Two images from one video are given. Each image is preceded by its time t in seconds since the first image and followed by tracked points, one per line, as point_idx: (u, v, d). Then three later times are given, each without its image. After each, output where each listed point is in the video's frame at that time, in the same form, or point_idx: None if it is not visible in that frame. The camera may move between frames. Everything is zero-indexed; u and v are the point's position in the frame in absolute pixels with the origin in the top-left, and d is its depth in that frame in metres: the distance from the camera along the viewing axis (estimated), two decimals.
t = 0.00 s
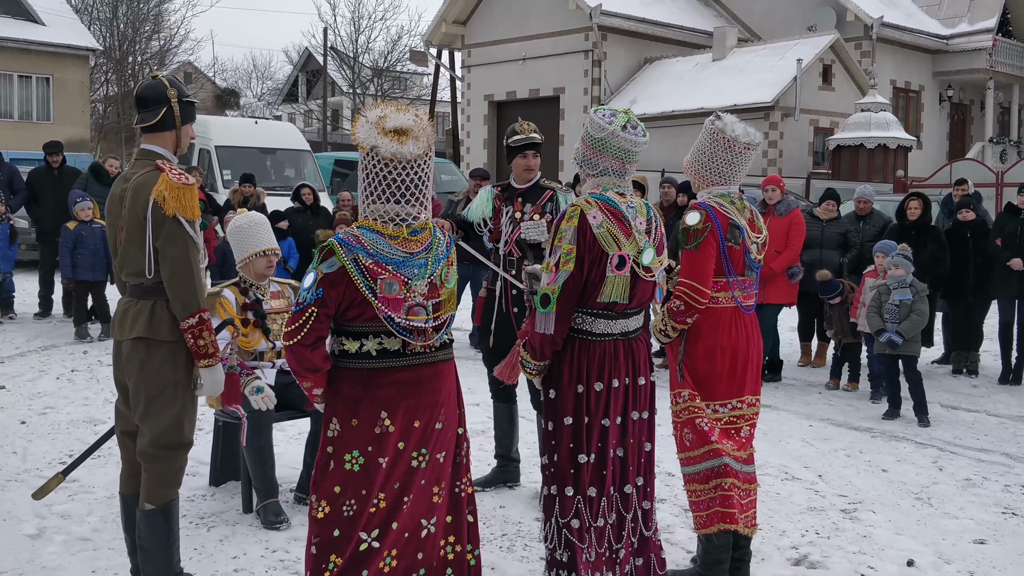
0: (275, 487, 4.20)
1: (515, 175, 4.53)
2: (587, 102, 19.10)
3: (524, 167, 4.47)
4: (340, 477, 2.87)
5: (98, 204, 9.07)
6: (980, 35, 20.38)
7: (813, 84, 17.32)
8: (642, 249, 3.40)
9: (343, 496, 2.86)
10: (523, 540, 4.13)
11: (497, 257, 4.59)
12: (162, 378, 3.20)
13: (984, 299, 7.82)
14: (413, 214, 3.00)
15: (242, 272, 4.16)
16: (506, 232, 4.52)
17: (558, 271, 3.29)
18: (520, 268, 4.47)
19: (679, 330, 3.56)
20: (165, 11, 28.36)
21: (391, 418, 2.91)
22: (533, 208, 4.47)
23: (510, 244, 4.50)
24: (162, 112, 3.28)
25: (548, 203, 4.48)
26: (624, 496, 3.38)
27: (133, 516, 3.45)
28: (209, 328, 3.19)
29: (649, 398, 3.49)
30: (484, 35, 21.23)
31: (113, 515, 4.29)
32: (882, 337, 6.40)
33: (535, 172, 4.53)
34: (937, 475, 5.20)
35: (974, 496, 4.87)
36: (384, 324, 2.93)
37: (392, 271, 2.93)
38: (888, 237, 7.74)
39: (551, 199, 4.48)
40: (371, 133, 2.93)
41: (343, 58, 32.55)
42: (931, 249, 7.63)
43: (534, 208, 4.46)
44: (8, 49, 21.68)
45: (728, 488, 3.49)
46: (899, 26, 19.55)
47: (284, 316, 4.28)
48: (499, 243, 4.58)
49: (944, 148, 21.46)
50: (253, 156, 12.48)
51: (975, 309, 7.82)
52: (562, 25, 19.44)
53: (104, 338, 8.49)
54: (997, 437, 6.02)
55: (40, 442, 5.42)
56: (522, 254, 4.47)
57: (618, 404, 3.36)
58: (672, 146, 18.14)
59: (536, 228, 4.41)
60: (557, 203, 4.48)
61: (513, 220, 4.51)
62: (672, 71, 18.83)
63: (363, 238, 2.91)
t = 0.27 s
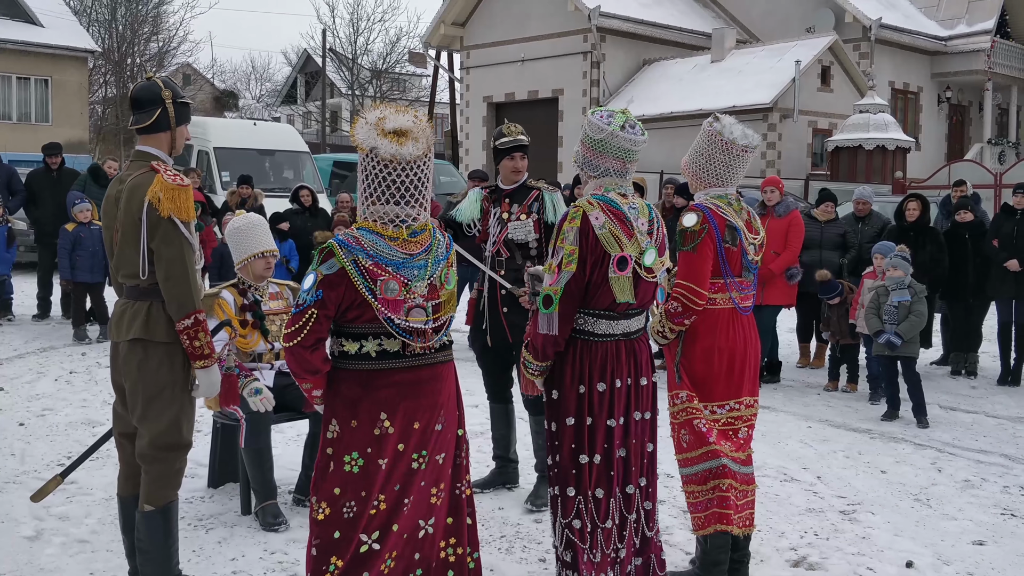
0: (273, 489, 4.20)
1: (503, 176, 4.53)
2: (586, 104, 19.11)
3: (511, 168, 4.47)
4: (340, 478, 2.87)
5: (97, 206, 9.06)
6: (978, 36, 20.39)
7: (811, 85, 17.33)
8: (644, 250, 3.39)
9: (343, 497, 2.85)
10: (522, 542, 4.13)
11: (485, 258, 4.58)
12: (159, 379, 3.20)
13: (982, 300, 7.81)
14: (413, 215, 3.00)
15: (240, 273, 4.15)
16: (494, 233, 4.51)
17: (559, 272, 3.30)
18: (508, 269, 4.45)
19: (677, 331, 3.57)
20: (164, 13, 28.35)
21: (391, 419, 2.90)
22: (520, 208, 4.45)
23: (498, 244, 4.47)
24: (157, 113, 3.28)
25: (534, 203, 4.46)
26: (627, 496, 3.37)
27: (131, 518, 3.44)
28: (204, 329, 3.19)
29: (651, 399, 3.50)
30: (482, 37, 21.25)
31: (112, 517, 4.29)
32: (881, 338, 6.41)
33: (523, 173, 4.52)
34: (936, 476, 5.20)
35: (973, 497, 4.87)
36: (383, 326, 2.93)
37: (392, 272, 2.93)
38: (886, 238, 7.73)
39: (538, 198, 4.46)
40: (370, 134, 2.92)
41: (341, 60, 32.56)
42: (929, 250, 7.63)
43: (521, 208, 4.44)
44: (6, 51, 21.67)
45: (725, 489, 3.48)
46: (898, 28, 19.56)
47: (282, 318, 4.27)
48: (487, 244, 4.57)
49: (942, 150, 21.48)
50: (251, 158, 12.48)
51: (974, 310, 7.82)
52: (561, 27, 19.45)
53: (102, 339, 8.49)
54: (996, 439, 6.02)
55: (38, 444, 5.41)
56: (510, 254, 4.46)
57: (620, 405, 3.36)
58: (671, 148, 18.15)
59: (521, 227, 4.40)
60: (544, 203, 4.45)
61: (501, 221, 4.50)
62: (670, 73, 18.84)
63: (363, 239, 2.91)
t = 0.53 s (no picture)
0: (272, 491, 4.19)
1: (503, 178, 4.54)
2: (585, 105, 19.12)
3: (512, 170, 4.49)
4: (341, 480, 2.87)
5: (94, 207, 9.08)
6: (976, 38, 20.43)
7: (810, 87, 17.34)
8: (645, 251, 3.39)
9: (344, 499, 2.85)
10: (522, 544, 4.13)
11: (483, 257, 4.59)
12: (158, 381, 3.20)
13: (981, 301, 7.82)
14: (414, 217, 3.00)
15: (240, 275, 4.14)
16: (493, 233, 4.51)
17: (561, 274, 3.30)
18: (505, 270, 4.44)
19: (675, 332, 3.55)
20: (162, 14, 28.34)
21: (392, 421, 2.90)
22: (519, 210, 4.45)
23: (496, 244, 4.48)
24: (154, 115, 3.27)
25: (533, 205, 4.45)
26: (630, 497, 3.37)
27: (131, 519, 3.44)
28: (203, 331, 3.19)
29: (652, 400, 3.49)
30: (481, 38, 21.26)
31: (110, 519, 4.28)
32: (880, 339, 6.42)
33: (523, 176, 4.54)
34: (935, 478, 5.20)
35: (971, 498, 4.87)
36: (385, 327, 2.93)
37: (393, 273, 2.93)
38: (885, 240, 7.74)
39: (537, 200, 4.45)
40: (370, 136, 2.92)
41: (340, 62, 32.55)
42: (928, 252, 7.63)
43: (520, 210, 4.44)
44: (4, 53, 21.66)
45: (724, 491, 3.48)
46: (896, 29, 19.57)
47: (281, 320, 4.28)
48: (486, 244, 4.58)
49: (941, 151, 21.49)
50: (250, 160, 12.48)
51: (972, 311, 7.82)
52: (560, 28, 19.46)
53: (101, 341, 8.48)
54: (995, 440, 6.02)
55: (37, 446, 5.41)
56: (508, 255, 4.45)
57: (622, 406, 3.36)
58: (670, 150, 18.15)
59: (520, 228, 4.41)
60: (543, 204, 4.43)
61: (501, 221, 4.50)
62: (669, 74, 18.85)
63: (364, 241, 2.91)
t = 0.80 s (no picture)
0: (271, 493, 4.19)
1: (506, 180, 4.52)
2: (584, 107, 19.13)
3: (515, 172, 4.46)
4: (341, 482, 2.87)
5: (93, 208, 9.09)
6: (975, 39, 20.44)
7: (809, 88, 17.35)
8: (645, 253, 3.40)
9: (345, 500, 2.85)
10: (521, 545, 4.12)
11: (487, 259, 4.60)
12: (159, 382, 3.20)
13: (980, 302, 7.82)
14: (414, 219, 3.00)
15: (240, 277, 4.14)
16: (497, 235, 4.51)
17: (561, 275, 3.30)
18: (508, 271, 4.44)
19: (674, 333, 3.55)
20: (161, 16, 28.32)
21: (392, 422, 2.90)
22: (523, 211, 4.43)
23: (500, 246, 4.48)
24: (154, 117, 3.27)
25: (538, 206, 4.43)
26: (629, 499, 3.36)
27: (131, 521, 3.44)
28: (204, 333, 3.18)
29: (652, 402, 3.49)
30: (480, 40, 21.27)
31: (110, 521, 4.28)
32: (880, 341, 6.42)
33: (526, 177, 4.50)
34: (934, 479, 5.20)
35: (971, 500, 4.87)
36: (386, 329, 2.93)
37: (394, 275, 2.93)
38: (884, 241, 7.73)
39: (541, 201, 4.43)
40: (370, 137, 2.91)
41: (339, 63, 32.54)
42: (926, 254, 7.63)
43: (524, 211, 4.42)
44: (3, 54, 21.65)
45: (721, 494, 3.48)
46: (895, 31, 19.59)
47: (280, 322, 4.27)
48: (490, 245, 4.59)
49: (939, 153, 21.51)
50: (249, 161, 12.47)
51: (972, 313, 7.83)
52: (559, 30, 19.47)
53: (100, 343, 8.47)
54: (994, 441, 6.03)
55: (36, 448, 5.40)
56: (511, 256, 4.44)
57: (621, 407, 3.36)
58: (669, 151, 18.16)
59: (524, 229, 4.39)
60: (548, 206, 4.41)
61: (504, 223, 4.49)
62: (668, 76, 18.86)
63: (365, 243, 2.91)
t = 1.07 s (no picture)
0: (271, 494, 4.18)
1: (507, 181, 4.49)
2: (583, 109, 19.14)
3: (516, 173, 4.45)
4: (340, 483, 2.86)
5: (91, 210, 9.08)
6: (974, 41, 20.45)
7: (808, 90, 17.36)
8: (644, 254, 3.40)
9: (345, 502, 2.84)
10: (520, 547, 4.12)
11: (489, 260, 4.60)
12: (159, 384, 3.19)
13: (979, 304, 7.82)
14: (414, 220, 3.01)
15: (239, 279, 4.14)
16: (499, 237, 4.52)
17: (561, 277, 3.29)
18: (510, 274, 4.45)
19: (673, 335, 3.54)
20: (160, 18, 28.29)
21: (392, 424, 2.89)
22: (525, 213, 4.42)
23: (502, 248, 4.49)
24: (155, 119, 3.27)
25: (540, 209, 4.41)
26: (627, 500, 3.36)
27: (129, 523, 3.43)
28: (204, 336, 3.18)
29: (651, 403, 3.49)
30: (479, 42, 21.28)
31: (108, 523, 4.27)
32: (880, 343, 6.41)
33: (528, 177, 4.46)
34: (934, 481, 5.20)
35: (970, 501, 4.87)
36: (386, 330, 2.93)
37: (395, 276, 2.93)
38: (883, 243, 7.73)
39: (543, 204, 4.41)
40: (370, 140, 2.92)
41: (338, 65, 32.46)
42: (926, 255, 7.64)
43: (527, 214, 4.41)
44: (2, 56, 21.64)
45: (721, 497, 3.48)
46: (894, 32, 19.61)
47: (280, 324, 4.30)
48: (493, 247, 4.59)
49: (938, 154, 21.52)
50: (248, 163, 12.47)
51: (971, 314, 7.84)
52: (558, 32, 19.48)
53: (99, 345, 8.46)
54: (994, 443, 6.02)
55: (34, 450, 5.39)
56: (513, 259, 4.45)
57: (621, 409, 3.36)
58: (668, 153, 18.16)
59: (526, 232, 4.38)
60: (550, 208, 4.39)
61: (507, 225, 4.50)
62: (667, 77, 18.86)
63: (365, 244, 2.91)
